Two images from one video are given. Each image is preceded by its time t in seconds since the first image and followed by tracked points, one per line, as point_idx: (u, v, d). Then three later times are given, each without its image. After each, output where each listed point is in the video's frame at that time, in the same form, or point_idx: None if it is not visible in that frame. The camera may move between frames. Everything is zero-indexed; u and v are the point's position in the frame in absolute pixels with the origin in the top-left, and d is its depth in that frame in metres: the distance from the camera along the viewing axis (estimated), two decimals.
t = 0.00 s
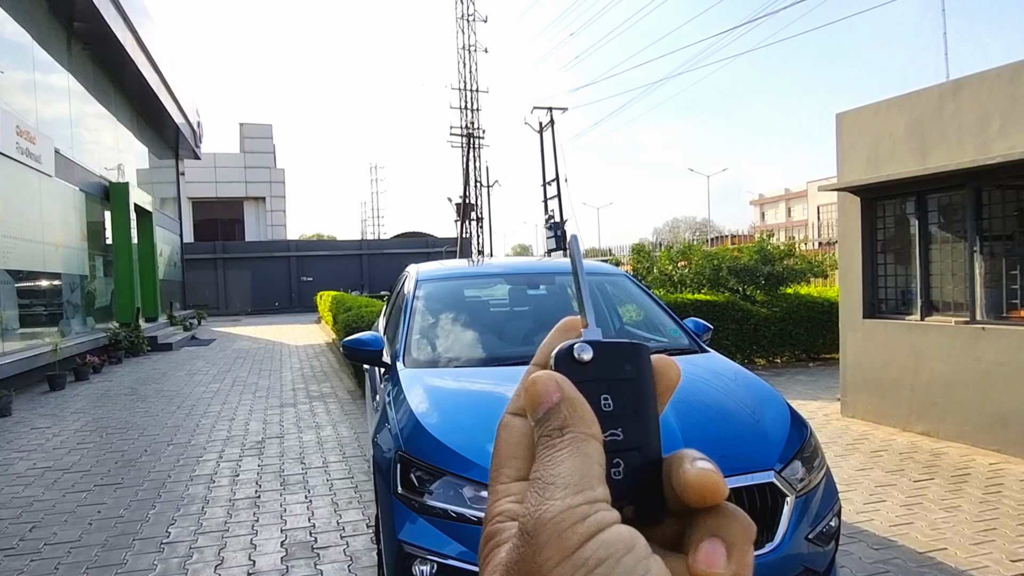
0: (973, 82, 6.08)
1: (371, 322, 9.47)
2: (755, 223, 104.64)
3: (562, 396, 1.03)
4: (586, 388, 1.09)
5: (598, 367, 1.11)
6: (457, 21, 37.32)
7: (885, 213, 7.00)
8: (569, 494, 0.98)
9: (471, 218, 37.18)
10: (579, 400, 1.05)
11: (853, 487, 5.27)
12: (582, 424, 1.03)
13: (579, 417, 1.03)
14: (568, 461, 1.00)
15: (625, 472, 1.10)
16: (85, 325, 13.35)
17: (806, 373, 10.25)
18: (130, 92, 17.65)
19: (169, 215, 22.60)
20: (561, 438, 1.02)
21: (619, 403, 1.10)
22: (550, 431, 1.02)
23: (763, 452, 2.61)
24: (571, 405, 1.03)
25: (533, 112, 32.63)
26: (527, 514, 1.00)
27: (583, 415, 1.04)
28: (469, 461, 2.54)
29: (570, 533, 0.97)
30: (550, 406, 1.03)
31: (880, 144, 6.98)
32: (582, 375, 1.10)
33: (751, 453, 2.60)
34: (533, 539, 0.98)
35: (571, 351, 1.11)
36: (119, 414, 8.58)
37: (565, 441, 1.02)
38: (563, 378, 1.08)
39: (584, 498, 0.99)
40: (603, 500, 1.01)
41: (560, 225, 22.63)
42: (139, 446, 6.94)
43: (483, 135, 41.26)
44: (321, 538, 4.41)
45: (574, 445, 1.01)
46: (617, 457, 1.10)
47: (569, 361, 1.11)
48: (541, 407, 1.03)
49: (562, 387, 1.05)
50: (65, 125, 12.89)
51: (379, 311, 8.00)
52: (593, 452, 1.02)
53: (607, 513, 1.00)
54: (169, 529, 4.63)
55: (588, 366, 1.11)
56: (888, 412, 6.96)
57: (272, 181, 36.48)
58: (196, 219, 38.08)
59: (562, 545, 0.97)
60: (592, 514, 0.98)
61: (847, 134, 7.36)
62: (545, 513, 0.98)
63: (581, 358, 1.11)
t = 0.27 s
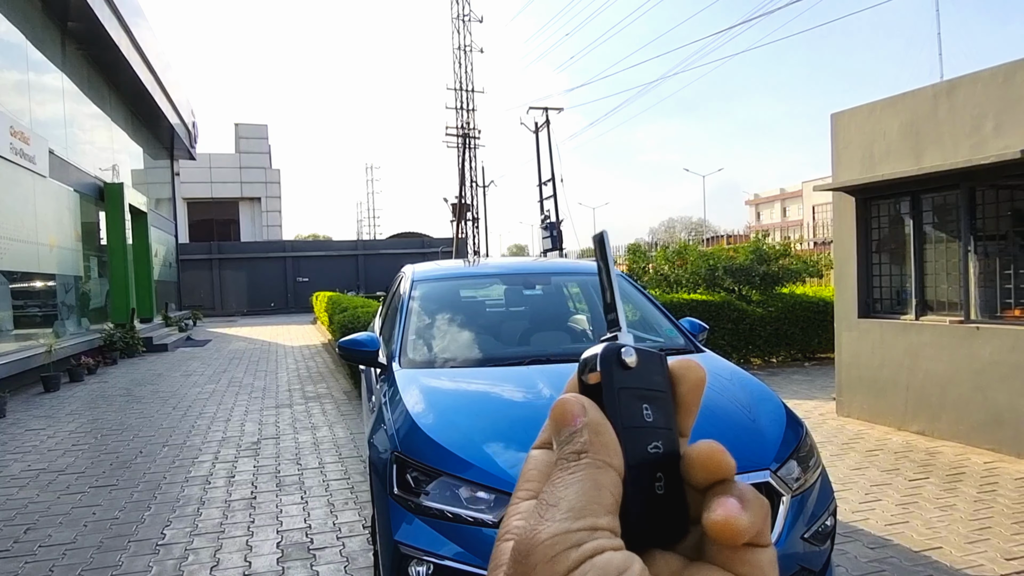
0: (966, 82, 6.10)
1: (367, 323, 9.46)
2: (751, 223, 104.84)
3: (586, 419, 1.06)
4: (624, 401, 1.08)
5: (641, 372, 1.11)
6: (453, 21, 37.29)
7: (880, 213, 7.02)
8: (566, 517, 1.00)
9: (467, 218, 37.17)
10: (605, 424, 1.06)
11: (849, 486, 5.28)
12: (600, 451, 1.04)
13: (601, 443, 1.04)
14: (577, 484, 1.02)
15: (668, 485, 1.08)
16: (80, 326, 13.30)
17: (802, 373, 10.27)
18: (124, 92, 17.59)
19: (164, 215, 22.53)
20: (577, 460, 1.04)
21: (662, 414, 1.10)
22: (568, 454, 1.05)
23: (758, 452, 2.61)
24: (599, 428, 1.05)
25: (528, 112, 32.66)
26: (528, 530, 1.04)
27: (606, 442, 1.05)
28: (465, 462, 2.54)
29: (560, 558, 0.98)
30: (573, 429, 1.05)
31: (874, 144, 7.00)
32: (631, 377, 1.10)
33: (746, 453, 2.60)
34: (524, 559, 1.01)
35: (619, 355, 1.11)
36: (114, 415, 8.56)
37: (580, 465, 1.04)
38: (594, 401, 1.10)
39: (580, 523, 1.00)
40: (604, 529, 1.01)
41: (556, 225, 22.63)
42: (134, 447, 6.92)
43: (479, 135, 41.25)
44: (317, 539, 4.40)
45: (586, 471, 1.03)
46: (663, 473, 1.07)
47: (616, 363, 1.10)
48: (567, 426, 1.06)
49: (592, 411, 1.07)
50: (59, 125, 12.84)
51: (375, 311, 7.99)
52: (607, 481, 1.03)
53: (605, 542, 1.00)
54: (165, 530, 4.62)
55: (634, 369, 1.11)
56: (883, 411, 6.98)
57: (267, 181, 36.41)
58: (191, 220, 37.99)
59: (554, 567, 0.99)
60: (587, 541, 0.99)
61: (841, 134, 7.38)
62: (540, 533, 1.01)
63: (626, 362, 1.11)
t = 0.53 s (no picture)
0: (961, 82, 6.13)
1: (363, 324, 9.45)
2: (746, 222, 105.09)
3: (623, 427, 0.97)
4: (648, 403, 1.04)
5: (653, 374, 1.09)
6: (449, 21, 37.27)
7: (875, 213, 7.04)
8: (590, 539, 0.92)
9: (463, 218, 37.18)
10: (641, 434, 0.97)
11: (844, 485, 5.29)
12: (634, 466, 0.95)
13: (635, 457, 0.96)
14: (606, 501, 0.93)
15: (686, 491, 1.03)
16: (75, 327, 13.27)
17: (797, 372, 10.30)
18: (119, 92, 17.55)
19: (159, 216, 22.50)
20: (609, 471, 0.95)
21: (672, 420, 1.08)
22: (598, 464, 0.96)
23: (754, 451, 2.62)
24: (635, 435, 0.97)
25: (525, 113, 32.70)
26: (545, 549, 0.95)
27: (640, 455, 0.96)
28: (461, 462, 2.53)
29: None
30: (608, 434, 0.96)
31: (869, 144, 7.02)
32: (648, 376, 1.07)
33: (742, 453, 2.60)
34: None
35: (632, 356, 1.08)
36: (109, 416, 8.53)
37: (609, 479, 0.94)
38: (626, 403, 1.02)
39: (605, 548, 0.91)
40: (631, 555, 0.92)
41: (553, 225, 22.67)
42: (129, 448, 6.90)
43: (475, 136, 41.27)
44: (314, 540, 4.39)
45: (617, 487, 0.94)
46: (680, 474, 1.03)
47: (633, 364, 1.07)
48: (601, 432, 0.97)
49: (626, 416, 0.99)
50: (54, 126, 12.80)
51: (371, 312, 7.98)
52: (639, 500, 0.94)
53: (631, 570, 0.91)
54: (160, 532, 4.61)
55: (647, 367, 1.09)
56: (878, 411, 7.00)
57: (263, 181, 36.37)
58: (187, 220, 37.93)
59: None
60: (609, 569, 0.91)
61: (836, 134, 7.40)
62: (560, 555, 0.93)
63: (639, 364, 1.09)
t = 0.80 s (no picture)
0: (955, 83, 6.15)
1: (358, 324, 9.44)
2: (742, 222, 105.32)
3: (600, 439, 1.00)
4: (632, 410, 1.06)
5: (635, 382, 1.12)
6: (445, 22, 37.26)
7: (870, 213, 7.06)
8: (581, 558, 0.95)
9: (459, 218, 37.16)
10: (619, 446, 1.00)
11: (840, 485, 5.30)
12: (614, 478, 0.98)
13: (616, 468, 0.98)
14: (591, 518, 0.97)
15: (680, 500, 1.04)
16: (69, 327, 13.22)
17: (792, 372, 10.32)
18: (113, 92, 17.49)
19: (154, 216, 22.44)
20: (593, 488, 0.98)
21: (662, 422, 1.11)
22: (579, 479, 0.99)
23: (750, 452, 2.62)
24: (614, 448, 0.99)
25: (521, 113, 32.74)
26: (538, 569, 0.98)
27: (620, 466, 0.99)
28: (457, 463, 2.53)
29: None
30: (586, 449, 0.99)
31: (864, 145, 7.04)
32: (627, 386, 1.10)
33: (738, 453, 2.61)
34: None
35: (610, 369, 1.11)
36: (104, 417, 8.50)
37: (593, 495, 0.98)
38: (601, 412, 1.05)
39: (596, 566, 0.94)
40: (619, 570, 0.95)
41: (548, 225, 22.67)
42: (124, 449, 6.88)
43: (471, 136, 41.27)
44: (309, 541, 4.38)
45: (601, 502, 0.97)
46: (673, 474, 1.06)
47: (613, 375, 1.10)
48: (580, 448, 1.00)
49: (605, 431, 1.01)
50: (48, 126, 12.76)
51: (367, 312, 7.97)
52: (624, 512, 0.97)
53: None
54: (155, 533, 4.59)
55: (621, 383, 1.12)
56: (873, 411, 7.02)
57: (258, 181, 36.31)
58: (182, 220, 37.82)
59: None
60: None
61: (832, 134, 7.42)
62: None
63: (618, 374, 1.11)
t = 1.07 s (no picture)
0: (950, 84, 6.17)
1: (355, 325, 9.43)
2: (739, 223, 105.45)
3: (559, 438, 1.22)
4: (607, 412, 1.25)
5: (624, 388, 1.30)
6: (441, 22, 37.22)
7: (866, 213, 7.08)
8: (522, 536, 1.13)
9: (455, 219, 37.10)
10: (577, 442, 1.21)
11: (836, 485, 5.32)
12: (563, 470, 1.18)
13: (565, 461, 1.18)
14: (534, 502, 1.16)
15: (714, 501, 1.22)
16: (65, 329, 13.17)
17: (789, 373, 10.32)
18: (109, 93, 17.43)
19: (150, 217, 22.38)
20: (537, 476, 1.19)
21: (652, 421, 1.25)
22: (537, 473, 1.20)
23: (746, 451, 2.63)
24: (568, 442, 1.20)
25: (518, 113, 32.72)
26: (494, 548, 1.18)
27: (572, 462, 1.19)
28: (454, 464, 2.53)
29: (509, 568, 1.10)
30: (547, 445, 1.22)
31: (860, 145, 7.05)
32: (609, 392, 1.28)
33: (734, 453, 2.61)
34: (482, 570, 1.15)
35: (596, 379, 1.31)
36: (100, 418, 8.48)
37: (540, 481, 1.18)
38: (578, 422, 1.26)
39: (530, 547, 1.11)
40: (555, 550, 1.11)
41: (545, 226, 22.64)
42: (120, 451, 6.86)
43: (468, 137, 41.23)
44: (306, 542, 4.38)
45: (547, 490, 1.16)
46: (651, 463, 1.19)
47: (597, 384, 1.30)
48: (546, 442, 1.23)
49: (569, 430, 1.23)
50: (43, 126, 12.72)
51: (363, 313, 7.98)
52: (563, 498, 1.15)
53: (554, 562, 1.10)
54: (152, 534, 4.58)
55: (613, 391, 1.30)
56: (870, 411, 7.03)
57: (255, 182, 36.21)
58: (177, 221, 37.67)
59: None
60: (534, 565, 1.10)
61: (828, 134, 7.43)
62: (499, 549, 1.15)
63: (606, 383, 1.31)
